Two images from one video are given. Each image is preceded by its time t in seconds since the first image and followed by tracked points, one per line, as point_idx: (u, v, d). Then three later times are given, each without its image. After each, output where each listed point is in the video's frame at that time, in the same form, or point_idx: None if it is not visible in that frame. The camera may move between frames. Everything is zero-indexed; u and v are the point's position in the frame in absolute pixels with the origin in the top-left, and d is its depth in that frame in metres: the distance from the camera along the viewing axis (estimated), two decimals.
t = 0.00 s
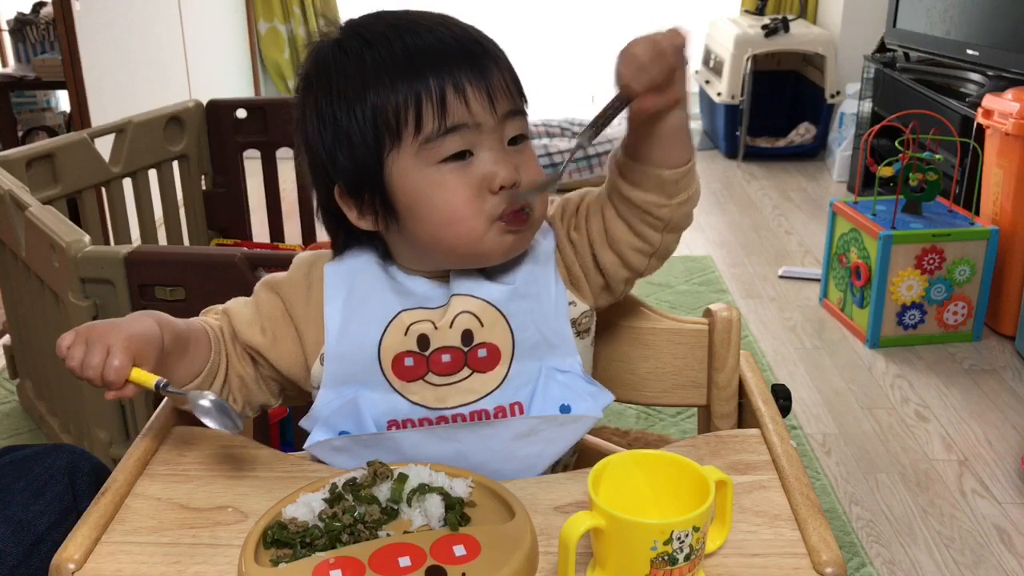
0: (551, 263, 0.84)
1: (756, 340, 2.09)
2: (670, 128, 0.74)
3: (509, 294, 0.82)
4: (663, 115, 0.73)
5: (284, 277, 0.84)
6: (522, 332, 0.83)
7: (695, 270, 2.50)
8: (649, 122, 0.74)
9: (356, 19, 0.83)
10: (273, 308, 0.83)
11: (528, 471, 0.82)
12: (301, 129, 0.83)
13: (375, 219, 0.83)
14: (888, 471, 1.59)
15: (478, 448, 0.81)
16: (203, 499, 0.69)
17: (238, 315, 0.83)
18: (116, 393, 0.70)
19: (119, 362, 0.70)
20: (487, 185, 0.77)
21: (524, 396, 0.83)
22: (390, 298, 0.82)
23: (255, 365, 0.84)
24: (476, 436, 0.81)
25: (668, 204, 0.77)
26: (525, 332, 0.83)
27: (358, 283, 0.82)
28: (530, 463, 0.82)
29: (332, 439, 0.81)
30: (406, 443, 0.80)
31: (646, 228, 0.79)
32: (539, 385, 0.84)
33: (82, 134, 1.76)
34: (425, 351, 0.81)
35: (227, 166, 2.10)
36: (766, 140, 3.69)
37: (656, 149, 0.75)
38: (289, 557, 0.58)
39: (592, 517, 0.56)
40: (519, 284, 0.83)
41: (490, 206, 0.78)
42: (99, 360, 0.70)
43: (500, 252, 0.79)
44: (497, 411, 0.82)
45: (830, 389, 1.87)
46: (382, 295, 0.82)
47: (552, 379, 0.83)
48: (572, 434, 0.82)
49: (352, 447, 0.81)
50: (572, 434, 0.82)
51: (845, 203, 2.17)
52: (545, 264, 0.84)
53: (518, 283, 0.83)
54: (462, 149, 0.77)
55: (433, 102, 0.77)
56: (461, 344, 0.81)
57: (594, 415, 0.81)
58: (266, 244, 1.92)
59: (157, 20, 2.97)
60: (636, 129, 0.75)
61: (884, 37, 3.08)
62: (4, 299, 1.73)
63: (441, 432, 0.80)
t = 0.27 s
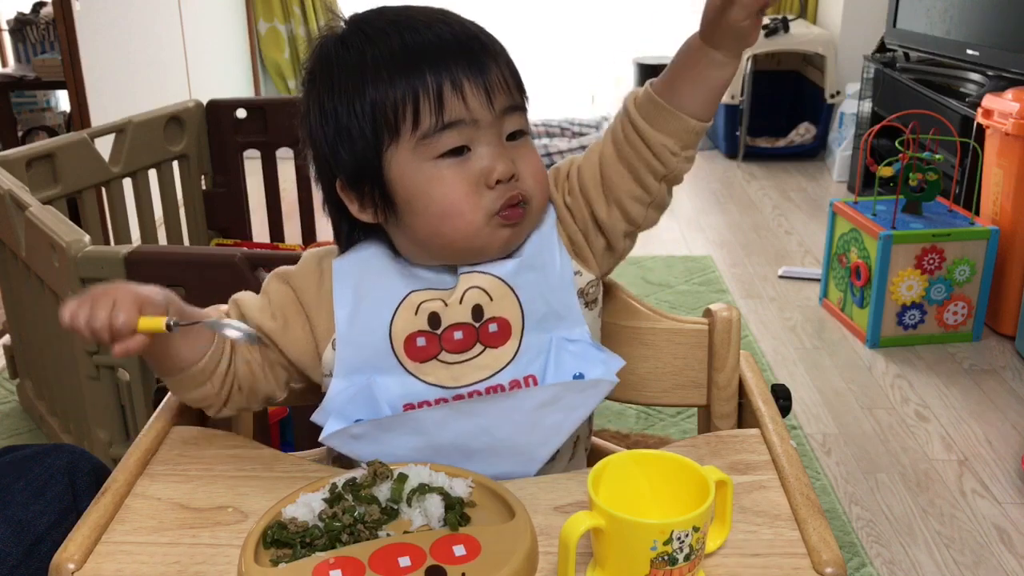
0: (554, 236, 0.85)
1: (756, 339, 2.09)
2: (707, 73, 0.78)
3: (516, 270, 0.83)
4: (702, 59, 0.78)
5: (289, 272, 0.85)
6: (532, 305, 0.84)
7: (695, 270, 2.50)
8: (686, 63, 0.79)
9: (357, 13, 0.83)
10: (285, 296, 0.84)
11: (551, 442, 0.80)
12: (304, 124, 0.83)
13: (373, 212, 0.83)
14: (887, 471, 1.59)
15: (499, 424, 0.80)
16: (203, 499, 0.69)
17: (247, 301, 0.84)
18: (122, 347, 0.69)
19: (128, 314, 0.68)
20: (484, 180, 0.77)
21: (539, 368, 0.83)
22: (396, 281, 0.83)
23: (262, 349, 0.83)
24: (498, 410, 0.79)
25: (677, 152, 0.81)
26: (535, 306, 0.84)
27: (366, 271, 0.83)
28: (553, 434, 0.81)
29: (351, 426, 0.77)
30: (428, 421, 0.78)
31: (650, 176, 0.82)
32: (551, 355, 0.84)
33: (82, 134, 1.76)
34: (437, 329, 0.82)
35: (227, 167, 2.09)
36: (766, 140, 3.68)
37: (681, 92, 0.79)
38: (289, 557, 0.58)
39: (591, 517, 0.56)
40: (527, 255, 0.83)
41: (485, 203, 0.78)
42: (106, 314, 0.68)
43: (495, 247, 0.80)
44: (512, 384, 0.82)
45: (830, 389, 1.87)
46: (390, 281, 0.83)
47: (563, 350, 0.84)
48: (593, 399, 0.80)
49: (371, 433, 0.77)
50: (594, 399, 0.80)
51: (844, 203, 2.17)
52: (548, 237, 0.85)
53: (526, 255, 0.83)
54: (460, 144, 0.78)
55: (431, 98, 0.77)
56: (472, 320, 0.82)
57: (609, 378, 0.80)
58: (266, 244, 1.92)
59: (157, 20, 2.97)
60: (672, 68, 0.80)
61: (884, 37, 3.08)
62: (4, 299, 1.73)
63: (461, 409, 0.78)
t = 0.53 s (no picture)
0: (556, 230, 0.86)
1: (756, 339, 2.09)
2: (714, 66, 0.80)
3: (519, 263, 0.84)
4: (709, 51, 0.79)
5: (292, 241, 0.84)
6: (533, 299, 0.84)
7: (696, 270, 2.50)
8: (692, 56, 0.80)
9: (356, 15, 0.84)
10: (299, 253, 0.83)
11: (549, 433, 0.81)
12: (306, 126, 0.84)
13: (374, 209, 0.83)
14: (887, 471, 1.59)
15: (499, 413, 0.79)
16: (203, 499, 0.69)
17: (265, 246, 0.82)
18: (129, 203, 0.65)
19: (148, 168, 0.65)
20: (482, 173, 0.78)
21: (536, 362, 0.84)
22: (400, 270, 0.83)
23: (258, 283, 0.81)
24: (499, 399, 0.79)
25: (680, 144, 0.83)
26: (536, 300, 0.84)
27: (371, 259, 0.83)
28: (551, 425, 0.81)
29: (349, 410, 0.78)
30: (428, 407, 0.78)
31: (652, 168, 0.84)
32: (549, 350, 0.85)
33: (82, 134, 1.76)
34: (440, 318, 0.82)
35: (227, 167, 2.09)
36: (766, 140, 3.68)
37: (686, 85, 0.81)
38: (289, 557, 0.58)
39: (592, 517, 0.56)
40: (532, 249, 0.84)
41: (483, 195, 0.78)
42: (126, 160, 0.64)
43: (495, 244, 0.81)
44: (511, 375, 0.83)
45: (830, 389, 1.87)
46: (395, 268, 0.83)
47: (562, 344, 0.85)
48: (591, 391, 0.81)
49: (370, 418, 0.78)
50: (591, 392, 0.81)
51: (844, 203, 2.17)
52: (550, 232, 0.85)
53: (533, 249, 0.84)
54: (457, 136, 0.78)
55: (427, 92, 0.77)
56: (475, 310, 0.83)
57: (608, 372, 0.81)
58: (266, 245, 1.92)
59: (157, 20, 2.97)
60: (679, 61, 0.81)
61: (884, 37, 3.08)
62: (4, 299, 1.73)
63: (463, 397, 0.78)
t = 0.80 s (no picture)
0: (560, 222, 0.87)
1: (756, 340, 2.09)
2: (722, 67, 0.80)
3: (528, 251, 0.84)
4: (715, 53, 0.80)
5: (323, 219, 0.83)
6: (540, 288, 0.84)
7: (695, 270, 2.50)
8: (699, 56, 0.81)
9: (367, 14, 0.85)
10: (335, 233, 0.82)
11: (554, 421, 0.80)
12: (315, 124, 0.84)
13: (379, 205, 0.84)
14: (887, 471, 1.59)
15: (507, 397, 0.78)
16: (203, 499, 0.69)
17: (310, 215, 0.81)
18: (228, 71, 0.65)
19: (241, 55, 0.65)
20: (489, 163, 0.79)
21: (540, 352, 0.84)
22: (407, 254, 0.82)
23: (302, 253, 0.79)
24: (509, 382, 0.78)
25: (683, 144, 0.83)
26: (542, 288, 0.84)
27: (384, 242, 0.83)
28: (556, 413, 0.80)
29: (355, 390, 0.77)
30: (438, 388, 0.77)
31: (655, 166, 0.84)
32: (554, 340, 0.84)
33: (83, 134, 1.76)
34: (449, 303, 0.81)
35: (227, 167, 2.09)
36: (766, 140, 3.68)
37: (692, 85, 0.81)
38: (289, 557, 0.58)
39: (592, 517, 0.56)
40: (541, 238, 0.85)
41: (489, 185, 0.79)
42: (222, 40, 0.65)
43: (500, 235, 0.81)
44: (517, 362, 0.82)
45: (830, 389, 1.87)
46: (405, 253, 0.82)
47: (566, 334, 0.84)
48: (597, 379, 0.81)
49: (377, 398, 0.77)
50: (597, 380, 0.81)
51: (844, 203, 2.17)
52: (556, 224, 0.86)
53: (541, 239, 0.85)
54: (463, 127, 0.79)
55: (436, 83, 0.78)
56: (483, 296, 0.82)
57: (612, 362, 0.81)
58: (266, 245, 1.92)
59: (157, 20, 2.97)
60: (687, 62, 0.82)
61: (884, 37, 3.08)
62: (4, 299, 1.73)
63: (473, 379, 0.77)
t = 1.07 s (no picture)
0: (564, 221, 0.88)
1: (756, 339, 2.09)
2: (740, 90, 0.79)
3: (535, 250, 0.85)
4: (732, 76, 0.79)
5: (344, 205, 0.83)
6: (542, 285, 0.85)
7: (696, 270, 2.50)
8: (719, 77, 0.80)
9: None
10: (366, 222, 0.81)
11: (548, 420, 0.81)
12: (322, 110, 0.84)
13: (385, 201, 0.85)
14: (887, 471, 1.59)
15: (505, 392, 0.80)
16: (204, 499, 0.69)
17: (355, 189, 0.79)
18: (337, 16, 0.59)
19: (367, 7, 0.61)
20: (491, 163, 0.79)
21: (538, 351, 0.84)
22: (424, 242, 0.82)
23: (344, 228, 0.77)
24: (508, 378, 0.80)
25: (695, 161, 0.83)
26: (544, 284, 0.85)
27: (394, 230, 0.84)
28: (551, 412, 0.81)
29: (356, 369, 0.78)
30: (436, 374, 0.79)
31: (666, 181, 0.84)
32: (552, 337, 0.85)
33: (83, 134, 1.76)
34: (454, 296, 0.82)
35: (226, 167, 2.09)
36: (766, 140, 3.68)
37: (708, 105, 0.81)
38: (289, 557, 0.58)
39: (591, 517, 0.56)
40: (548, 238, 0.86)
41: (492, 185, 0.80)
42: None
43: (502, 235, 0.82)
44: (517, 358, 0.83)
45: (830, 389, 1.87)
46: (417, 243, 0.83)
47: (564, 334, 0.85)
48: (593, 384, 0.82)
49: (376, 380, 0.78)
50: (592, 384, 0.82)
51: (845, 203, 2.17)
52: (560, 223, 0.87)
53: (547, 240, 0.86)
54: (468, 126, 0.79)
55: (441, 81, 0.78)
56: (487, 291, 0.83)
57: (606, 364, 0.83)
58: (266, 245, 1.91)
59: (157, 20, 2.97)
60: (705, 79, 0.81)
61: (884, 37, 3.08)
62: (4, 299, 1.73)
63: (473, 370, 0.79)
